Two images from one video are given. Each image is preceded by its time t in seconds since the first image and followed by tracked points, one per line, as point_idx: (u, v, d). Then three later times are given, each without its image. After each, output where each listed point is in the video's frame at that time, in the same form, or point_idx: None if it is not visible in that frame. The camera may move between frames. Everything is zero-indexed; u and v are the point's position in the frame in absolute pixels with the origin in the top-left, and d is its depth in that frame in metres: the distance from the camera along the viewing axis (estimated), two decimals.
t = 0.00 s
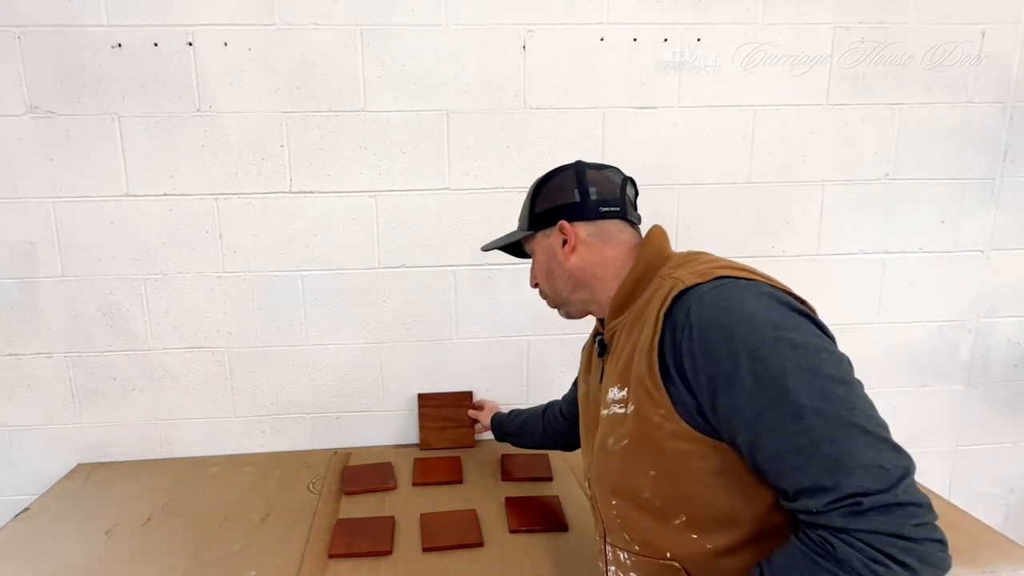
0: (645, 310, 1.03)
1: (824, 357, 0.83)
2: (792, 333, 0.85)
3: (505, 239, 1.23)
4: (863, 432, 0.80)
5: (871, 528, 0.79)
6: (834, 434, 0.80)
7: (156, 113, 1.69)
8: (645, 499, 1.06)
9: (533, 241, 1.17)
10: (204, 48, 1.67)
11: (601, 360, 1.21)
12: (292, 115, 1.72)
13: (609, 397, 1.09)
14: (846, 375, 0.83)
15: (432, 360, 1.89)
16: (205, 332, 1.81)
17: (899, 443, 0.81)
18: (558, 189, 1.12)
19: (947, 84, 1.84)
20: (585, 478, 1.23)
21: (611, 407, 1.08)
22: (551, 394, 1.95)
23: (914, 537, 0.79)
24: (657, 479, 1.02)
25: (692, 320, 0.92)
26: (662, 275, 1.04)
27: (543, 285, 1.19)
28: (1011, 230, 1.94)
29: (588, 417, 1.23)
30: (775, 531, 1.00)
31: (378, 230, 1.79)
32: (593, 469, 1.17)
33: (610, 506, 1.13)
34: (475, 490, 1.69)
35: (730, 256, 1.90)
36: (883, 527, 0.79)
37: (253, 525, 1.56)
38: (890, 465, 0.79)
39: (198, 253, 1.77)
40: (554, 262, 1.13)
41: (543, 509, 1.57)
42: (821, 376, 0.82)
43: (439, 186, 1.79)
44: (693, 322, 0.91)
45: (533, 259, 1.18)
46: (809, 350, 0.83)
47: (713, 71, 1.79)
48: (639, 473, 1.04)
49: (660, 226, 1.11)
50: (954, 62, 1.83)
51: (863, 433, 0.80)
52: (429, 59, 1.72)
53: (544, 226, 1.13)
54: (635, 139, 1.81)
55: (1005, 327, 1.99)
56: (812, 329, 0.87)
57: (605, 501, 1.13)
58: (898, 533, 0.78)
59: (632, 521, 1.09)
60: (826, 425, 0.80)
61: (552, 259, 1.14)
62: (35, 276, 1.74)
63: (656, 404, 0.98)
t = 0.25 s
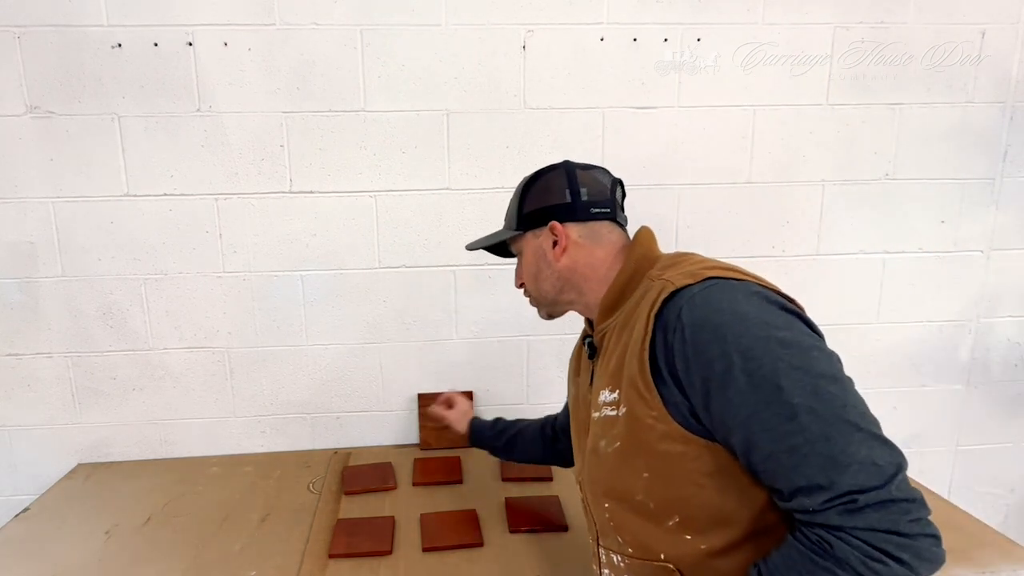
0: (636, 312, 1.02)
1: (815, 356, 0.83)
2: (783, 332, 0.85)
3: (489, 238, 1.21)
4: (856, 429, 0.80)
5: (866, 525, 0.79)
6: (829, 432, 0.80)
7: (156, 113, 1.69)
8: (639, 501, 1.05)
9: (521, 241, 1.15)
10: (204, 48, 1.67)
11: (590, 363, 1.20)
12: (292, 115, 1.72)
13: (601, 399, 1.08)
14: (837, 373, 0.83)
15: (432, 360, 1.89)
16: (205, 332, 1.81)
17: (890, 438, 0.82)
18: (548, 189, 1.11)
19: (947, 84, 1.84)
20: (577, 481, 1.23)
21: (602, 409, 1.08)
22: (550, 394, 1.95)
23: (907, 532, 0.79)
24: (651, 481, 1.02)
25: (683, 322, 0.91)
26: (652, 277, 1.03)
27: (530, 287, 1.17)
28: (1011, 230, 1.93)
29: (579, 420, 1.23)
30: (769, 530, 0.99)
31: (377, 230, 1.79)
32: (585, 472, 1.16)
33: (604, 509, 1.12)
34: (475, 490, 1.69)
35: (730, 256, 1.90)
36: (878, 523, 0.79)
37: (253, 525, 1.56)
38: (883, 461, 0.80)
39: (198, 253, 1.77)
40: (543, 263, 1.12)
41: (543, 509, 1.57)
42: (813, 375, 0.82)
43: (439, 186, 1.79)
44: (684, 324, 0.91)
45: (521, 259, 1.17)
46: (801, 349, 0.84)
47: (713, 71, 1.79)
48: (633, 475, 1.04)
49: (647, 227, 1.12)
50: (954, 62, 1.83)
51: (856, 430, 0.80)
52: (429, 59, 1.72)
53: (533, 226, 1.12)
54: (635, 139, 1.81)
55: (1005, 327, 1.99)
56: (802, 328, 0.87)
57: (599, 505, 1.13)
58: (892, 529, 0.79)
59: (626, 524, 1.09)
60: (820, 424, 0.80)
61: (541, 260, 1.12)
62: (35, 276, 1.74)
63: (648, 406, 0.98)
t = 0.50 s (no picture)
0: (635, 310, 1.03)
1: (815, 347, 0.84)
2: (783, 325, 0.85)
3: (481, 244, 1.21)
4: (859, 416, 0.80)
5: (873, 511, 0.78)
6: (831, 420, 0.79)
7: (156, 113, 1.69)
8: (642, 499, 1.06)
9: (515, 244, 1.15)
10: (204, 48, 1.67)
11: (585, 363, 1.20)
12: (292, 115, 1.72)
13: (601, 398, 1.08)
14: (836, 364, 0.84)
15: (432, 360, 1.89)
16: (205, 332, 1.81)
17: (891, 425, 0.82)
18: (543, 193, 1.11)
19: (947, 84, 1.84)
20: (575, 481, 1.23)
21: (603, 408, 1.08)
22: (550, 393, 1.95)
23: (913, 516, 0.79)
24: (655, 478, 1.02)
25: (685, 317, 0.92)
26: (650, 275, 1.04)
27: (524, 290, 1.17)
28: (1011, 230, 1.93)
29: (574, 421, 1.23)
30: (772, 525, 1.00)
31: (378, 230, 1.79)
32: (585, 473, 1.16)
33: (606, 508, 1.12)
34: (475, 490, 1.69)
35: (730, 256, 1.90)
36: (885, 508, 0.78)
37: (253, 525, 1.57)
38: (886, 447, 0.79)
39: (198, 253, 1.77)
40: (539, 267, 1.12)
41: (543, 509, 1.57)
42: (813, 365, 0.82)
43: (439, 186, 1.79)
44: (685, 319, 0.91)
45: (515, 263, 1.16)
46: (801, 341, 0.84)
47: (713, 71, 1.79)
48: (636, 472, 1.04)
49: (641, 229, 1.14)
50: (954, 62, 1.83)
51: (858, 417, 0.80)
52: (429, 59, 1.72)
53: (529, 230, 1.12)
54: (635, 139, 1.81)
55: (1005, 327, 1.99)
56: (799, 321, 0.88)
57: (601, 504, 1.13)
58: (898, 513, 0.78)
59: (630, 521, 1.09)
60: (822, 412, 0.79)
61: (537, 264, 1.12)
62: (35, 276, 1.74)
63: (651, 404, 0.98)
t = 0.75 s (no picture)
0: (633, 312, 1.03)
1: (816, 340, 0.85)
2: (784, 320, 0.86)
3: (467, 252, 1.20)
4: (866, 405, 0.80)
5: (891, 497, 0.79)
6: (842, 410, 0.80)
7: (156, 113, 1.69)
8: (648, 501, 1.05)
9: (503, 251, 1.13)
10: (204, 48, 1.67)
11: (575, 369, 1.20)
12: (292, 115, 1.72)
13: (600, 402, 1.08)
14: (838, 355, 0.84)
15: (432, 360, 1.89)
16: (205, 332, 1.81)
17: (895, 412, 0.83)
18: (531, 199, 1.11)
19: (947, 84, 1.84)
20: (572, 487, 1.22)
21: (603, 411, 1.07)
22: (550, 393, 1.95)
23: (928, 499, 0.80)
24: (661, 480, 1.02)
25: (687, 317, 0.92)
26: (645, 277, 1.04)
27: (513, 297, 1.16)
28: (1011, 230, 1.93)
29: (565, 427, 1.22)
30: (777, 520, 1.00)
31: (378, 230, 1.79)
32: (584, 477, 1.16)
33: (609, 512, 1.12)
34: (475, 490, 1.69)
35: (730, 255, 1.90)
36: (901, 494, 0.79)
37: (253, 525, 1.56)
38: (895, 433, 0.80)
39: (198, 252, 1.77)
40: (529, 273, 1.11)
41: (542, 509, 1.57)
42: (818, 357, 0.82)
43: (439, 186, 1.79)
44: (687, 319, 0.91)
45: (503, 270, 1.15)
46: (803, 335, 0.85)
47: (713, 71, 1.79)
48: (641, 474, 1.04)
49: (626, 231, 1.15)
50: (953, 62, 1.83)
51: (866, 405, 0.80)
52: (429, 59, 1.72)
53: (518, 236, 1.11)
54: (634, 139, 1.81)
55: (1005, 327, 1.99)
56: (796, 315, 0.89)
57: (605, 509, 1.12)
58: (913, 497, 0.79)
59: (634, 525, 1.09)
60: (833, 402, 0.80)
61: (527, 270, 1.11)
62: (35, 276, 1.74)
63: (654, 407, 0.98)
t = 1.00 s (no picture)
0: (639, 319, 1.02)
1: (827, 355, 0.84)
2: (794, 334, 0.85)
3: (470, 244, 1.17)
4: (877, 425, 0.80)
5: (899, 522, 0.80)
6: (851, 430, 0.80)
7: (156, 113, 1.69)
8: (650, 510, 1.06)
9: (507, 247, 1.12)
10: (204, 48, 1.67)
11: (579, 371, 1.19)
12: (292, 115, 1.72)
13: (603, 408, 1.08)
14: (847, 370, 0.84)
15: (432, 360, 1.89)
16: (205, 332, 1.81)
17: (905, 431, 0.83)
18: (539, 193, 1.09)
19: (947, 84, 1.84)
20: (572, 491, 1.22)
21: (607, 418, 1.07)
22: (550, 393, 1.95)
23: (937, 522, 0.80)
24: (665, 489, 1.02)
25: (694, 327, 0.91)
26: (650, 283, 1.04)
27: (515, 295, 1.14)
28: (1011, 230, 1.93)
29: (567, 429, 1.22)
30: (780, 530, 1.02)
31: (378, 230, 1.79)
32: (586, 483, 1.16)
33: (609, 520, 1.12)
34: (475, 490, 1.69)
35: (730, 255, 1.90)
36: (910, 519, 0.79)
37: (253, 525, 1.57)
38: (905, 454, 0.80)
39: (198, 252, 1.77)
40: (534, 272, 1.10)
41: (542, 509, 1.57)
42: (829, 375, 0.82)
43: (439, 186, 1.79)
44: (694, 330, 0.91)
45: (507, 266, 1.14)
46: (812, 349, 0.84)
47: (713, 71, 1.79)
48: (645, 484, 1.04)
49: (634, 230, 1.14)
50: (953, 62, 1.83)
51: (876, 425, 0.80)
52: (429, 59, 1.72)
53: (523, 232, 1.09)
54: (634, 139, 1.81)
55: (1006, 327, 1.99)
56: (806, 327, 0.88)
57: (606, 516, 1.12)
58: (922, 521, 0.80)
59: (635, 534, 1.09)
60: (842, 422, 0.80)
61: (531, 268, 1.10)
62: (35, 276, 1.74)
63: (660, 416, 0.98)
